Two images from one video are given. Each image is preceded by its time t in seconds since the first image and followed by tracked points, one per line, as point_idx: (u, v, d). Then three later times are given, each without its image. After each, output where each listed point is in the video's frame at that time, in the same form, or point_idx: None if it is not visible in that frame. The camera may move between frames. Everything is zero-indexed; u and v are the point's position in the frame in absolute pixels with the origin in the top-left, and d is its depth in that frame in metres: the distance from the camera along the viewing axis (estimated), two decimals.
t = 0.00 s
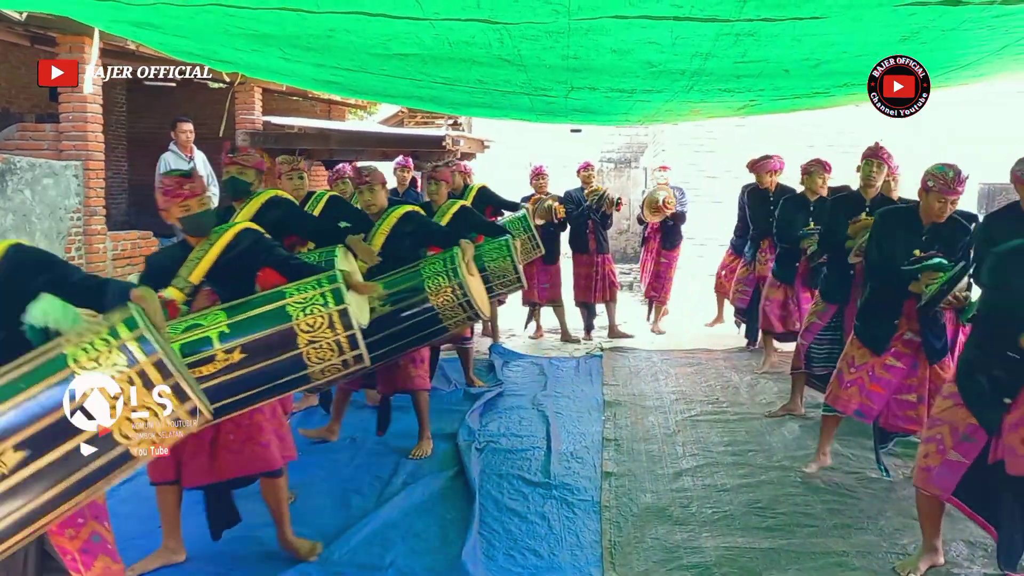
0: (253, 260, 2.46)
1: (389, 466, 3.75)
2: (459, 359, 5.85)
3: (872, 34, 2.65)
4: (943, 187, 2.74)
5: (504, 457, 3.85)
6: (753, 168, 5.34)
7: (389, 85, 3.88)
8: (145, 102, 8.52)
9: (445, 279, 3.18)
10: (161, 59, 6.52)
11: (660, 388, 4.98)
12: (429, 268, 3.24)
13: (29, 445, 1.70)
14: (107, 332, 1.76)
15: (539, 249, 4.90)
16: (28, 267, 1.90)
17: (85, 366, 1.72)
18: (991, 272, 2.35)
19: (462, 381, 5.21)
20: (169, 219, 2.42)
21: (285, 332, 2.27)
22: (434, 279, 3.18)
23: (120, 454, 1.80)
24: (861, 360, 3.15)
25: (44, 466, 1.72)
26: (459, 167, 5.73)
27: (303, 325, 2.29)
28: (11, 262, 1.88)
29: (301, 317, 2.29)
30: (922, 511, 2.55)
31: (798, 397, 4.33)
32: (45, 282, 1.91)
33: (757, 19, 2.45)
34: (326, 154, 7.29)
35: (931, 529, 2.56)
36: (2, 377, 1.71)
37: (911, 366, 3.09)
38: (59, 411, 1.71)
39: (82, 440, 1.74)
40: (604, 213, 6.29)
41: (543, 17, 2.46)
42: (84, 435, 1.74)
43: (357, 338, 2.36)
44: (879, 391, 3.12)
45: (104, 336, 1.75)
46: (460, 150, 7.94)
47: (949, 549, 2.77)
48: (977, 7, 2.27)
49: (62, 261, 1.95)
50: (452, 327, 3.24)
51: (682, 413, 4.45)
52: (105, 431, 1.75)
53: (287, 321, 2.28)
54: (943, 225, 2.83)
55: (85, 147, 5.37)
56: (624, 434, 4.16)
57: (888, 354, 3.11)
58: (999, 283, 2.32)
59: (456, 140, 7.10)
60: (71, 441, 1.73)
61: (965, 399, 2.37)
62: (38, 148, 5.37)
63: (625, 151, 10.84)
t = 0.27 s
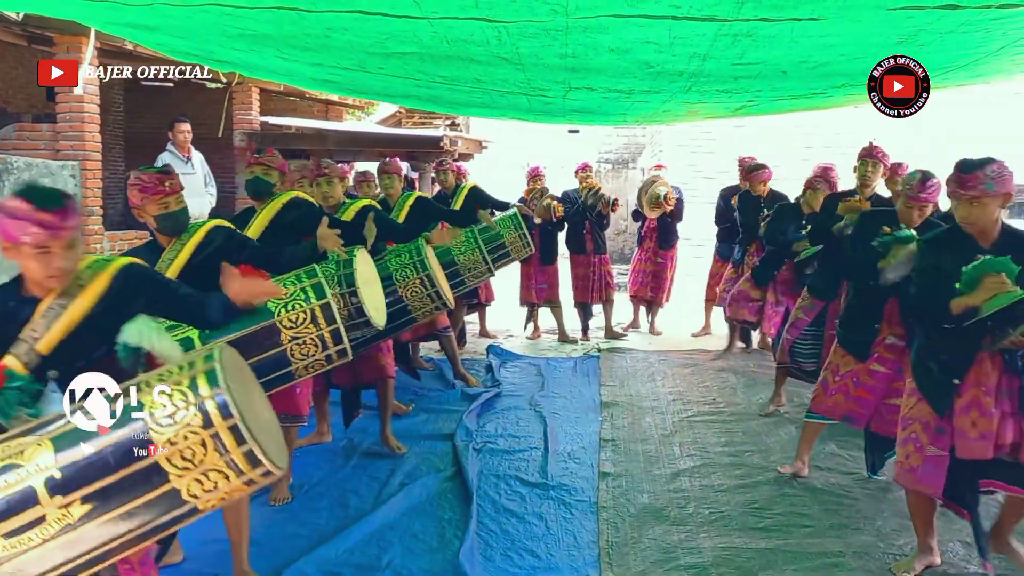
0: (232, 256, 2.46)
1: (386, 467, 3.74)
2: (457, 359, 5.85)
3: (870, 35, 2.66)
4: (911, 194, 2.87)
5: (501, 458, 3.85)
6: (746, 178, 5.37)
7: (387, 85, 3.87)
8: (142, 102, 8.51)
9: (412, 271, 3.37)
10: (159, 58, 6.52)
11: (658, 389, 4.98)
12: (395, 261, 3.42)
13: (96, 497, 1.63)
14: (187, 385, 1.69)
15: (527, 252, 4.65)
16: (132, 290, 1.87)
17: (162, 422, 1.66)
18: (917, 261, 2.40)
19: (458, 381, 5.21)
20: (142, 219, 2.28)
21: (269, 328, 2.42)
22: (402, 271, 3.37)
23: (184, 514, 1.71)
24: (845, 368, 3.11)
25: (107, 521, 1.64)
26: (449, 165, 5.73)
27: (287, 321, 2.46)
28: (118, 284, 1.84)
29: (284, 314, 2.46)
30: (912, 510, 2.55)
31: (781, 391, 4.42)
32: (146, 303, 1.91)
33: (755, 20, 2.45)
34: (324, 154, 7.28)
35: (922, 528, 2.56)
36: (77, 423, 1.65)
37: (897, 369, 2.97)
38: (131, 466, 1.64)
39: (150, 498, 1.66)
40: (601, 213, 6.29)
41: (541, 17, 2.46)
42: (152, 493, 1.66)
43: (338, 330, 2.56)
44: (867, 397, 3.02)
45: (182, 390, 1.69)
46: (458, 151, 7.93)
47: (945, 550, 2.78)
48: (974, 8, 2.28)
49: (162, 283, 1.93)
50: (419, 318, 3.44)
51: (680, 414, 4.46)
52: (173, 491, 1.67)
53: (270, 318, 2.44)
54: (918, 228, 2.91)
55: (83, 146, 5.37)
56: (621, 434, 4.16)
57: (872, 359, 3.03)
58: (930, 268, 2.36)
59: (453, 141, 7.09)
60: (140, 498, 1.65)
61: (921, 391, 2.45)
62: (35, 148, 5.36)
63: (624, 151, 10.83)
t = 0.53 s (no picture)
0: (243, 270, 2.42)
1: (384, 467, 3.75)
2: (454, 359, 5.85)
3: (866, 38, 2.68)
4: (849, 178, 2.99)
5: (499, 458, 3.85)
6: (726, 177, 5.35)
7: (385, 85, 3.88)
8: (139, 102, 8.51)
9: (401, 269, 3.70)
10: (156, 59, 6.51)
11: (656, 389, 4.98)
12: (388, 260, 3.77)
13: (115, 522, 1.57)
14: (217, 416, 1.65)
15: (518, 260, 4.83)
16: (184, 311, 1.89)
17: (189, 453, 1.61)
18: (895, 262, 2.40)
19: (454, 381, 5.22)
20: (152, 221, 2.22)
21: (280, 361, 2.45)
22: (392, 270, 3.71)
23: (202, 547, 1.66)
24: (810, 368, 3.16)
25: (122, 546, 1.58)
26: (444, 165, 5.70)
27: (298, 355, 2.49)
28: (171, 304, 1.87)
29: (296, 347, 2.49)
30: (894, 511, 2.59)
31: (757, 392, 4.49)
32: (197, 327, 1.90)
33: (752, 23, 2.47)
34: (321, 155, 7.28)
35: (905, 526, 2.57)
36: (106, 442, 1.61)
37: (856, 365, 3.11)
38: (153, 494, 1.59)
39: (169, 529, 1.61)
40: (598, 213, 6.30)
41: (538, 19, 2.48)
42: (171, 524, 1.61)
43: (349, 366, 2.57)
44: (831, 393, 3.13)
45: (211, 420, 1.65)
46: (456, 151, 7.93)
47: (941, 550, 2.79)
48: (969, 12, 2.30)
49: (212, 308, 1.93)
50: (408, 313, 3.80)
51: (677, 415, 4.46)
52: (193, 524, 1.62)
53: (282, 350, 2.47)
54: (865, 218, 3.02)
55: (80, 147, 5.36)
56: (620, 435, 4.17)
57: (834, 356, 3.14)
58: (907, 272, 2.36)
59: (451, 142, 7.10)
60: (159, 528, 1.60)
61: (891, 395, 2.46)
62: (33, 149, 5.37)
63: (622, 152, 10.82)
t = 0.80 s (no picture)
0: (268, 280, 2.42)
1: (382, 467, 3.75)
2: (452, 360, 5.86)
3: (863, 41, 2.69)
4: (825, 175, 3.03)
5: (496, 458, 3.86)
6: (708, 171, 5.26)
7: (383, 86, 3.88)
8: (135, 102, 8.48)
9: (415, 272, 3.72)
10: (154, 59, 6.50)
11: (653, 390, 4.99)
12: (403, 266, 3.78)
13: (100, 524, 1.61)
14: (202, 418, 1.68)
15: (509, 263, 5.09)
16: (171, 309, 1.91)
17: (173, 455, 1.65)
18: (895, 269, 2.40)
19: (451, 382, 5.22)
20: (179, 222, 2.30)
21: (290, 398, 2.38)
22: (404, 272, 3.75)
23: (190, 547, 1.71)
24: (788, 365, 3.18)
25: (108, 548, 1.62)
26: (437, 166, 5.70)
27: (310, 394, 2.40)
28: (159, 302, 1.89)
29: (309, 385, 2.41)
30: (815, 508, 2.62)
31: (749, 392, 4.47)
32: (183, 326, 1.91)
33: (749, 26, 2.48)
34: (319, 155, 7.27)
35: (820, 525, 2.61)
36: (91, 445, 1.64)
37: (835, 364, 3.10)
38: (137, 497, 1.63)
39: (155, 531, 1.65)
40: (595, 213, 6.31)
41: (536, 21, 2.48)
42: (156, 526, 1.65)
43: (364, 407, 2.47)
44: (808, 392, 3.14)
45: (197, 422, 1.68)
46: (454, 151, 7.93)
47: (937, 550, 2.80)
48: (964, 14, 2.31)
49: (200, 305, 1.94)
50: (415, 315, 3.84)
51: (675, 415, 4.47)
52: (179, 525, 1.66)
53: (295, 386, 2.39)
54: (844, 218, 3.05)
55: (77, 147, 5.36)
56: (618, 435, 4.17)
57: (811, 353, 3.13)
58: (906, 281, 2.37)
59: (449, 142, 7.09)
60: (145, 530, 1.64)
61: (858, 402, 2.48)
62: (29, 148, 5.36)
63: (619, 152, 10.82)
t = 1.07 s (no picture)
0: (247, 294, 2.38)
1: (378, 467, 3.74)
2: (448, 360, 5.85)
3: (860, 39, 2.68)
4: (821, 174, 3.03)
5: (494, 458, 3.85)
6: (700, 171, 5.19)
7: (379, 85, 3.86)
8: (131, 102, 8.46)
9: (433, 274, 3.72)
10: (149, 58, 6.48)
11: (651, 389, 4.98)
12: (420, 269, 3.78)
13: (83, 512, 1.58)
14: (177, 400, 1.66)
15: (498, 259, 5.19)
16: (125, 292, 1.88)
17: (151, 437, 1.62)
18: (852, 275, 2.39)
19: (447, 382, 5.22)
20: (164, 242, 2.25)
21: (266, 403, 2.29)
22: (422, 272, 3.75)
23: (174, 532, 1.66)
24: (764, 360, 3.17)
25: (93, 535, 1.59)
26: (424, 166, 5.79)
27: (287, 398, 2.32)
28: (113, 287, 1.86)
29: (285, 390, 2.32)
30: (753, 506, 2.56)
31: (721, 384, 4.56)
32: (140, 307, 1.90)
33: (746, 24, 2.47)
34: (315, 155, 7.26)
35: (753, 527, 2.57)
36: (68, 436, 1.62)
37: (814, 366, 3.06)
38: (118, 481, 1.59)
39: (138, 516, 1.61)
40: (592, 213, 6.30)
41: (532, 19, 2.47)
42: (140, 511, 1.61)
43: (344, 408, 2.39)
44: (782, 389, 3.11)
45: (172, 404, 1.65)
46: (450, 151, 7.92)
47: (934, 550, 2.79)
48: (962, 12, 2.30)
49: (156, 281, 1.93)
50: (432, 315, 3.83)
51: (671, 414, 4.46)
52: (162, 509, 1.63)
53: (271, 392, 2.30)
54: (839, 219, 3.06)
55: (72, 146, 5.34)
56: (615, 435, 4.17)
57: (789, 353, 3.11)
58: (854, 289, 2.38)
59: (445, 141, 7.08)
60: (128, 515, 1.60)
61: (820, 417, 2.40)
62: (24, 148, 5.34)
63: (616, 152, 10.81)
